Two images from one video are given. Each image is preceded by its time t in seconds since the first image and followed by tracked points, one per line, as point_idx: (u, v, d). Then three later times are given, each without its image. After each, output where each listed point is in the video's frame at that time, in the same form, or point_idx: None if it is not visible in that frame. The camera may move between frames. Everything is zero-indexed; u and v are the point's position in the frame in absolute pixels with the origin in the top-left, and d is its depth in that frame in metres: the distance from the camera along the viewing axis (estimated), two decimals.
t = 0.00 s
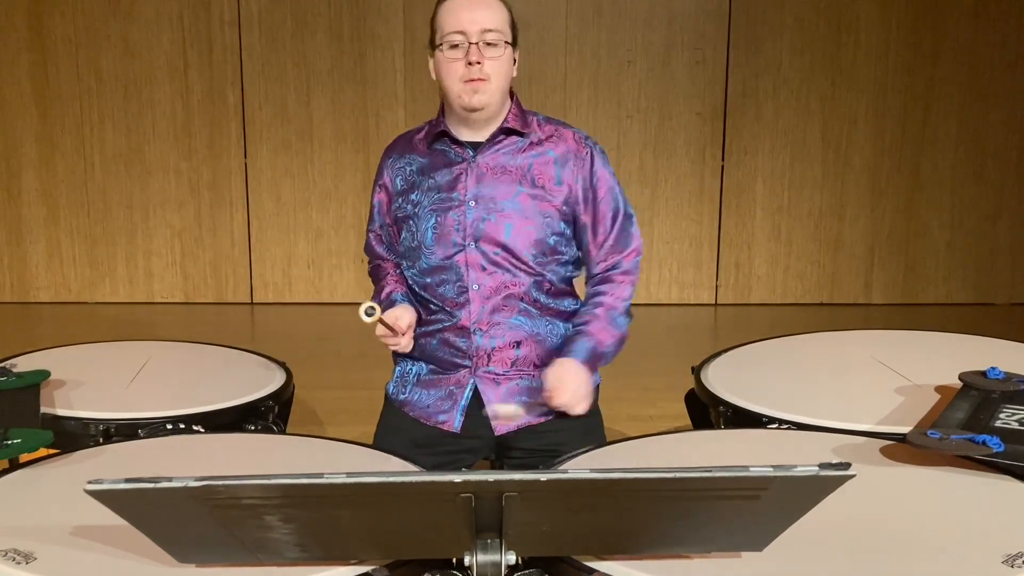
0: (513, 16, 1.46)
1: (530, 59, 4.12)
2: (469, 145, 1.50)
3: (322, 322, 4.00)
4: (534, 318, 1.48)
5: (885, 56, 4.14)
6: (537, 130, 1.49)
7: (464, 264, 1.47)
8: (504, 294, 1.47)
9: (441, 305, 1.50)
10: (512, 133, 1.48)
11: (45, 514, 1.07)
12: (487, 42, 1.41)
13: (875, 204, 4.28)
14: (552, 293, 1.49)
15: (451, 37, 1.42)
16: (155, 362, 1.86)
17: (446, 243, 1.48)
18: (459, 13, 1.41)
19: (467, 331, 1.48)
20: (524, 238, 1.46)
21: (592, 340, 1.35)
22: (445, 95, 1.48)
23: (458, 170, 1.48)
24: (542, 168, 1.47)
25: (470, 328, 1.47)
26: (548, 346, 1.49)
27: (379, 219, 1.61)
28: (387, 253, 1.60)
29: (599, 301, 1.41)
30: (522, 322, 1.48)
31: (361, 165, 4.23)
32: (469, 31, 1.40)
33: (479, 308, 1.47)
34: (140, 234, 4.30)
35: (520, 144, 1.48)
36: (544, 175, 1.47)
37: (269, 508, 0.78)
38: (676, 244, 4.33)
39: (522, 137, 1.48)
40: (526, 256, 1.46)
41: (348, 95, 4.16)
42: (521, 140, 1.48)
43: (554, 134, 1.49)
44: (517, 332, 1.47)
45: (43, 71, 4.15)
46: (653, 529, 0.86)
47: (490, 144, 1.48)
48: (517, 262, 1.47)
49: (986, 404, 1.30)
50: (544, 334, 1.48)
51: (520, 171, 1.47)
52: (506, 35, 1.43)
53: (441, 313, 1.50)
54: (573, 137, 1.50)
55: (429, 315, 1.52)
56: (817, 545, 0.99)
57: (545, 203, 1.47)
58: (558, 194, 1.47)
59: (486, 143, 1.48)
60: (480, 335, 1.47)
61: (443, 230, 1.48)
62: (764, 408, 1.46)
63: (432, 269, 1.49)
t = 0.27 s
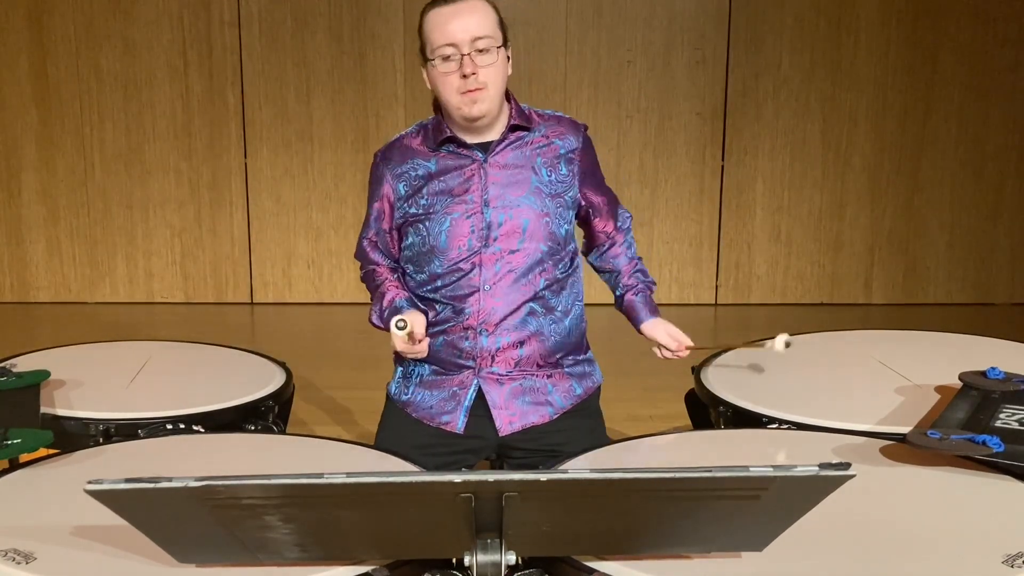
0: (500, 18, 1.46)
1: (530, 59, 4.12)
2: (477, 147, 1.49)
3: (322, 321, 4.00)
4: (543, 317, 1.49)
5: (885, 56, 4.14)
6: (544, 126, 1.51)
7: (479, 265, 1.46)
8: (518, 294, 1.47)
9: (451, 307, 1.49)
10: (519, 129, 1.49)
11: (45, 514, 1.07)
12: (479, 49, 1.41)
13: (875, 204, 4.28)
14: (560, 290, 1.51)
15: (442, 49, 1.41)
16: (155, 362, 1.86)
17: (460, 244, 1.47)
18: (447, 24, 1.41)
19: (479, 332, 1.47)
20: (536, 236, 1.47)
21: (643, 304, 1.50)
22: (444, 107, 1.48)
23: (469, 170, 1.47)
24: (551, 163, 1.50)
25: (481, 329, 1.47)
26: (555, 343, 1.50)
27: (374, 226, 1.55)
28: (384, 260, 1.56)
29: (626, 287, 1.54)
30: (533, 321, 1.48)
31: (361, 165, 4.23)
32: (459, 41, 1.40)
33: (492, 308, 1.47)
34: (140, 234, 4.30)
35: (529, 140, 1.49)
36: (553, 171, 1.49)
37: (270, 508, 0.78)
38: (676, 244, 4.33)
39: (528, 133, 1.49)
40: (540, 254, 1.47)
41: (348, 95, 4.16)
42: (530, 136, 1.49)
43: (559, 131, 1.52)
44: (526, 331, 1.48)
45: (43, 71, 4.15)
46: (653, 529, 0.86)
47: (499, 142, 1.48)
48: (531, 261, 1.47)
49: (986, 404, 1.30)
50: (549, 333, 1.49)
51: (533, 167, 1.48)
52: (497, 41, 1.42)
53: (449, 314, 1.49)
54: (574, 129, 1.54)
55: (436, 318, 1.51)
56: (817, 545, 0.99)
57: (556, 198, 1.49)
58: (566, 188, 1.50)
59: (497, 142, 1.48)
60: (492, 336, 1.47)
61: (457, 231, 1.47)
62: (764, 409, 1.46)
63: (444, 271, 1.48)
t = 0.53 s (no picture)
0: (491, 18, 1.44)
1: (530, 58, 4.12)
2: (465, 149, 1.49)
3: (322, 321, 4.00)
4: (532, 319, 1.49)
5: (885, 56, 4.14)
6: (536, 129, 1.50)
7: (464, 266, 1.47)
8: (504, 296, 1.47)
9: (438, 306, 1.50)
10: (509, 133, 1.49)
11: (45, 514, 1.07)
12: (465, 54, 1.41)
13: (875, 204, 4.28)
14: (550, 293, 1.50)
15: (430, 52, 1.42)
16: (156, 362, 1.86)
17: (445, 245, 1.48)
18: (435, 27, 1.40)
19: (466, 333, 1.48)
20: (522, 238, 1.47)
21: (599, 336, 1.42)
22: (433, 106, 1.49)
23: (456, 172, 1.48)
24: (540, 167, 1.49)
25: (468, 330, 1.48)
26: (547, 344, 1.50)
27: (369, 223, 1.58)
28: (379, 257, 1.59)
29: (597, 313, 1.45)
30: (522, 323, 1.48)
31: (361, 165, 4.23)
32: (445, 46, 1.40)
33: (478, 310, 1.47)
34: (140, 234, 4.30)
35: (517, 143, 1.48)
36: (541, 174, 1.48)
37: (270, 508, 0.78)
38: (676, 244, 4.33)
39: (519, 137, 1.49)
40: (526, 256, 1.48)
41: (348, 95, 4.16)
42: (520, 140, 1.49)
43: (552, 136, 1.50)
44: (515, 332, 1.48)
45: (43, 71, 4.15)
46: (653, 529, 0.86)
47: (487, 145, 1.48)
48: (516, 262, 1.47)
49: (986, 404, 1.30)
50: (542, 334, 1.49)
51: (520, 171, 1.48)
52: (484, 44, 1.42)
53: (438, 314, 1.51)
54: (567, 133, 1.52)
55: (426, 316, 1.52)
56: (818, 545, 0.99)
57: (543, 201, 1.48)
58: (556, 194, 1.49)
59: (485, 146, 1.48)
60: (479, 337, 1.48)
61: (442, 232, 1.48)
62: (764, 409, 1.46)
63: (431, 271, 1.50)
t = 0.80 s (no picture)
0: (498, 17, 1.44)
1: (530, 58, 4.12)
2: (452, 145, 1.50)
3: (322, 321, 4.00)
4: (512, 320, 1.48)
5: (885, 56, 4.14)
6: (516, 131, 1.47)
7: (440, 264, 1.48)
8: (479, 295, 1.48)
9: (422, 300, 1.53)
10: (486, 137, 1.46)
11: (45, 514, 1.07)
12: (462, 48, 1.40)
13: (874, 204, 4.28)
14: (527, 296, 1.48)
15: (430, 40, 1.42)
16: (156, 362, 1.86)
17: (423, 242, 1.50)
18: (439, 17, 1.41)
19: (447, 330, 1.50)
20: (495, 239, 1.45)
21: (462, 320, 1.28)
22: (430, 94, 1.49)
23: (437, 170, 1.49)
24: (511, 169, 1.44)
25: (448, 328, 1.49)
26: (534, 346, 1.48)
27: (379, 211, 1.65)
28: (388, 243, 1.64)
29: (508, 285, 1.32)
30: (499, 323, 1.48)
31: (361, 166, 4.23)
32: (445, 37, 1.40)
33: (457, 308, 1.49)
34: (140, 234, 4.30)
35: (492, 145, 1.46)
36: (512, 176, 1.44)
37: (270, 508, 0.78)
38: (676, 245, 4.33)
39: (502, 141, 1.46)
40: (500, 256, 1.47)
41: (348, 95, 4.16)
42: (498, 142, 1.46)
43: (531, 137, 1.46)
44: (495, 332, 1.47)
45: (43, 72, 4.15)
46: (653, 529, 0.86)
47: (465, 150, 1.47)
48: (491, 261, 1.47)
49: (986, 404, 1.30)
50: (528, 335, 1.47)
51: (492, 172, 1.45)
52: (485, 43, 1.41)
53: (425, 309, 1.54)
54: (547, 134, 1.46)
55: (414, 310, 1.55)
56: (817, 545, 0.99)
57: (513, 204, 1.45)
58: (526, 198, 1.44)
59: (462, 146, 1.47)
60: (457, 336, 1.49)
61: (420, 230, 1.50)
62: (764, 408, 1.46)
63: (415, 267, 1.52)
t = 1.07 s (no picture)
0: (498, 19, 1.44)
1: (530, 58, 4.12)
2: (451, 147, 1.50)
3: (322, 322, 4.00)
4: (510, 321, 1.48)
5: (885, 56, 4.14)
6: (513, 133, 1.47)
7: (438, 266, 1.48)
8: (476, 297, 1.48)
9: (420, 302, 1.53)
10: (485, 138, 1.47)
11: (45, 514, 1.07)
12: (463, 49, 1.40)
13: (874, 204, 4.28)
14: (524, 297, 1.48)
15: (430, 41, 1.42)
16: (155, 362, 1.86)
17: (422, 244, 1.50)
18: (439, 19, 1.41)
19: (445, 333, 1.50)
20: (494, 241, 1.45)
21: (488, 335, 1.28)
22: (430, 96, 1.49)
23: (436, 172, 1.49)
24: (510, 171, 1.45)
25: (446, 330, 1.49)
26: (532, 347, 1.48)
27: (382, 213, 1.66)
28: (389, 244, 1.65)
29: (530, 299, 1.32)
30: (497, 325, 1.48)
31: (361, 166, 4.23)
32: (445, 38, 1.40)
33: (454, 311, 1.48)
34: (141, 234, 4.31)
35: (491, 147, 1.46)
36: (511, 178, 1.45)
37: (270, 508, 0.78)
38: (677, 244, 4.33)
39: (499, 143, 1.46)
40: (497, 258, 1.46)
41: (348, 95, 4.16)
42: (495, 145, 1.46)
43: (530, 139, 1.46)
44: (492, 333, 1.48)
45: (43, 71, 4.15)
46: (653, 528, 0.86)
47: (466, 149, 1.47)
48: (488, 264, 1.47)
49: (986, 404, 1.30)
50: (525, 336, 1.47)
51: (489, 175, 1.46)
52: (485, 44, 1.41)
53: (423, 312, 1.53)
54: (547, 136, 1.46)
55: (412, 311, 1.55)
56: (817, 545, 0.99)
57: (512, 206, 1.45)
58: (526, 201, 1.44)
59: (462, 146, 1.47)
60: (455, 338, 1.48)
61: (418, 231, 1.50)
62: (764, 408, 1.46)
63: (414, 269, 1.52)
